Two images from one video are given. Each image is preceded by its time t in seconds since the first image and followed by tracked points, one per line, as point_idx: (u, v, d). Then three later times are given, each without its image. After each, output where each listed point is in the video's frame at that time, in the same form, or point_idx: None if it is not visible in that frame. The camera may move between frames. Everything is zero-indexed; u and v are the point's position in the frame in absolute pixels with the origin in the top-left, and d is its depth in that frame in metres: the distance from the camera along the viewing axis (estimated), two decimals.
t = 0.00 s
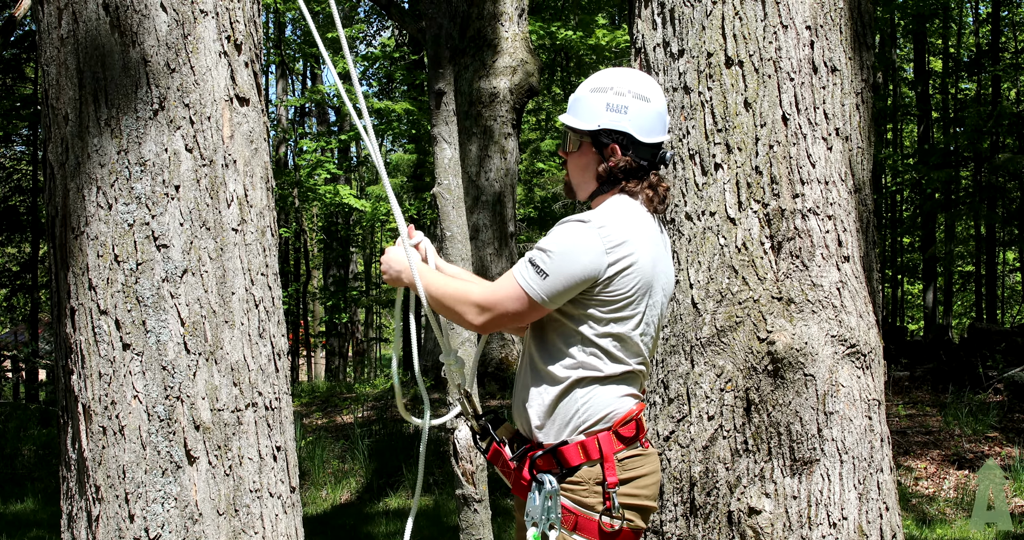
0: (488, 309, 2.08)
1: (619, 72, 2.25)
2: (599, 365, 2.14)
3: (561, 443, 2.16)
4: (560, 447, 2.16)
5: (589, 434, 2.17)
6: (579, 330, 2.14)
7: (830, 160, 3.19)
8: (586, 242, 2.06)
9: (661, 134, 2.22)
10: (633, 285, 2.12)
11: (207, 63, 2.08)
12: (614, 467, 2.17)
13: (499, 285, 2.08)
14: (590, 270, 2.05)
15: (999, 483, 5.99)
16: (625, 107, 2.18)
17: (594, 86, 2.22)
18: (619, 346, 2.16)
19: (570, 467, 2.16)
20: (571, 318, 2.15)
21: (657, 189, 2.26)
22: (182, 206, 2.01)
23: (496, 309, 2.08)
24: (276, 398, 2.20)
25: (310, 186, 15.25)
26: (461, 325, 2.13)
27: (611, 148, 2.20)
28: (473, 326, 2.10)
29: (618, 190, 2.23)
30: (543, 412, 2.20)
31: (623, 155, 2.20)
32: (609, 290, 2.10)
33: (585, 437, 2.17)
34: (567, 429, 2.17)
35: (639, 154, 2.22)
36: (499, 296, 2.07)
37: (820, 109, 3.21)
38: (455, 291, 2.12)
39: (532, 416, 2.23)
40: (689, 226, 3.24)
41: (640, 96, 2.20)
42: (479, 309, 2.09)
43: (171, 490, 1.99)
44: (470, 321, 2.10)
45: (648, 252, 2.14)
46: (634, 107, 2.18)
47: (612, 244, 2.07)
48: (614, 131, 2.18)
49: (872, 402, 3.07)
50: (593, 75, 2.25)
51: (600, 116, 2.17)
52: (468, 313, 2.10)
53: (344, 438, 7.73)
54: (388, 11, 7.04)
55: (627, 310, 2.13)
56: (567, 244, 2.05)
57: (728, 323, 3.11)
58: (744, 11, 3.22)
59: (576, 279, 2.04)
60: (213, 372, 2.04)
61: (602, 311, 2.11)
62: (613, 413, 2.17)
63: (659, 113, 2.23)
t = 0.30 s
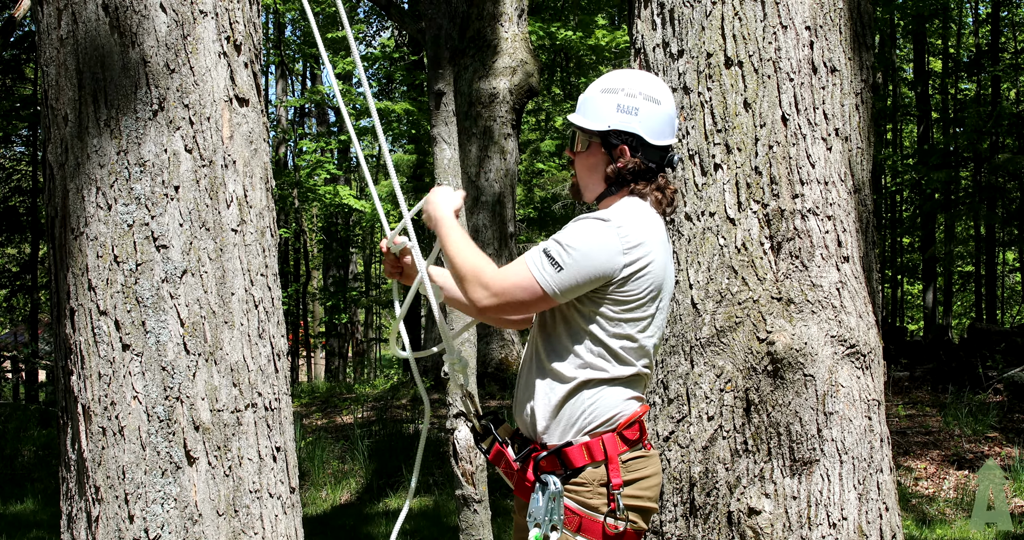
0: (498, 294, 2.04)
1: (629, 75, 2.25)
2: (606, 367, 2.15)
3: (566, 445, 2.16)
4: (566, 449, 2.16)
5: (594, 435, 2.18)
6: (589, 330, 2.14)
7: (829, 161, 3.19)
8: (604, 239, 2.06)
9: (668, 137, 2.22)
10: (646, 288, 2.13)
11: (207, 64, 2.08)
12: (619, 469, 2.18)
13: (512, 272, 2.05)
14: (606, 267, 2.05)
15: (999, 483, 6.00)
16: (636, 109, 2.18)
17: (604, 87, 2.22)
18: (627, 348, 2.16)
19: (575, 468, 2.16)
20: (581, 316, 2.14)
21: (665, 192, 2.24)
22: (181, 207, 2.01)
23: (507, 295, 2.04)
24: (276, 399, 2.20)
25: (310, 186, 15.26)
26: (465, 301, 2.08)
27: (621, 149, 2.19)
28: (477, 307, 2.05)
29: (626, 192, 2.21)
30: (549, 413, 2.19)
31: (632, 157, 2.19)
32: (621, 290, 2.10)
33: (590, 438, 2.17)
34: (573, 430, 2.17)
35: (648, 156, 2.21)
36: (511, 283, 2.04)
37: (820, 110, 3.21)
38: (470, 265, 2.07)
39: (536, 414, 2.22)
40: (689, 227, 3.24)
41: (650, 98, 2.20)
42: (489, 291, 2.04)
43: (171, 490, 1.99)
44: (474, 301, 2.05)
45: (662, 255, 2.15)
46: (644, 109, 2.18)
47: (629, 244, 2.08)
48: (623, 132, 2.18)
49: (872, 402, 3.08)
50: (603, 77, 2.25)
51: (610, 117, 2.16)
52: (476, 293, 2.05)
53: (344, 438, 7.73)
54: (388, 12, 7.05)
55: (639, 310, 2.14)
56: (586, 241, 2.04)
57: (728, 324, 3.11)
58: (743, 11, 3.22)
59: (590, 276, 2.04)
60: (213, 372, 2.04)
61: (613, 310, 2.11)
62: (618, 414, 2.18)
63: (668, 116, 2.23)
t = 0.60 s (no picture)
0: (503, 290, 2.03)
1: (632, 76, 2.25)
2: (607, 370, 2.15)
3: (565, 445, 2.17)
4: (566, 448, 2.16)
5: (593, 435, 2.18)
6: (594, 332, 2.14)
7: (829, 161, 3.19)
8: (612, 241, 2.05)
9: (674, 138, 2.22)
10: (653, 292, 2.13)
11: (207, 64, 2.08)
12: (618, 469, 2.18)
13: (518, 269, 2.05)
14: (613, 270, 2.04)
15: (999, 484, 6.00)
16: (641, 110, 2.18)
17: (609, 88, 2.22)
18: (630, 352, 2.16)
19: (574, 468, 2.16)
20: (588, 319, 2.14)
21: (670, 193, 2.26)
22: (181, 208, 2.01)
23: (512, 290, 2.03)
24: (276, 399, 2.20)
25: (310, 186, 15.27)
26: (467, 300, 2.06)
27: (626, 151, 2.19)
28: (481, 304, 2.03)
29: (632, 193, 2.22)
30: (550, 412, 2.19)
31: (637, 159, 2.19)
32: (628, 293, 2.09)
33: (590, 438, 2.17)
34: (573, 430, 2.17)
35: (654, 158, 2.22)
36: (516, 280, 2.03)
37: (820, 110, 3.21)
38: (471, 266, 2.04)
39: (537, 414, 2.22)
40: (689, 227, 3.24)
41: (655, 100, 2.20)
42: (493, 287, 2.03)
43: (171, 490, 1.99)
44: (479, 297, 2.03)
45: (670, 259, 2.14)
46: (649, 111, 2.18)
47: (638, 248, 2.07)
48: (628, 134, 2.17)
49: (872, 402, 3.07)
50: (607, 78, 2.25)
51: (616, 119, 2.16)
52: (479, 290, 2.03)
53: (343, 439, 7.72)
54: (388, 12, 7.06)
55: (646, 315, 2.14)
56: (594, 242, 2.04)
57: (727, 324, 3.11)
58: (743, 11, 3.22)
59: (597, 278, 2.03)
60: (212, 373, 2.04)
61: (620, 313, 2.11)
62: (619, 416, 2.18)
63: (673, 116, 2.23)
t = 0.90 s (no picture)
0: (504, 305, 2.06)
1: (637, 79, 2.25)
2: (611, 374, 2.15)
3: (568, 444, 2.17)
4: (570, 447, 2.16)
5: (596, 435, 2.18)
6: (597, 337, 2.14)
7: (829, 161, 3.19)
8: (610, 249, 2.05)
9: (678, 141, 2.23)
10: (654, 296, 2.13)
11: (207, 64, 2.08)
12: (621, 468, 2.18)
13: (517, 283, 2.07)
14: (612, 277, 2.05)
15: (998, 484, 6.01)
16: (648, 113, 2.18)
17: (615, 91, 2.21)
18: (632, 354, 2.17)
19: (577, 467, 2.17)
20: (589, 325, 2.14)
21: (673, 196, 2.26)
22: (181, 208, 2.01)
23: (514, 305, 2.06)
24: (276, 399, 2.20)
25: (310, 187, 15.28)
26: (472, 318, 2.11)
27: (633, 153, 2.19)
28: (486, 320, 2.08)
29: (637, 196, 2.22)
30: (552, 412, 2.19)
31: (644, 161, 2.19)
32: (629, 299, 2.10)
33: (593, 438, 2.18)
34: (575, 429, 2.18)
35: (659, 161, 2.22)
36: (517, 294, 2.06)
37: (820, 110, 3.20)
38: (471, 286, 2.09)
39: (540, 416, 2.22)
40: (689, 228, 3.24)
41: (660, 103, 2.21)
42: (494, 304, 2.07)
43: (171, 491, 1.99)
44: (484, 315, 2.08)
45: (670, 260, 2.14)
46: (656, 114, 2.19)
47: (637, 252, 2.07)
48: (636, 137, 2.17)
49: (872, 402, 3.07)
50: (612, 80, 2.25)
51: (622, 122, 2.16)
52: (482, 309, 2.08)
53: (343, 439, 7.72)
54: (388, 12, 7.06)
55: (647, 319, 2.14)
56: (591, 251, 2.04)
57: (727, 324, 3.11)
58: (743, 11, 3.22)
59: (597, 286, 2.04)
60: (212, 373, 2.04)
61: (621, 319, 2.12)
62: (621, 415, 2.18)
63: (677, 120, 2.24)
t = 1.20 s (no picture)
0: (498, 306, 2.07)
1: (633, 79, 2.26)
2: (606, 379, 2.15)
3: (557, 445, 2.17)
4: (558, 449, 2.16)
5: (586, 438, 2.18)
6: (595, 342, 2.14)
7: (829, 162, 3.18)
8: (608, 254, 2.06)
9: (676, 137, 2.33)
10: (653, 303, 2.13)
11: (207, 65, 2.08)
12: (609, 471, 2.18)
13: (513, 284, 2.08)
14: (609, 282, 2.05)
15: (999, 485, 6.00)
16: (658, 113, 2.23)
17: (625, 92, 2.21)
18: (629, 360, 2.17)
19: (565, 469, 2.16)
20: (588, 330, 2.15)
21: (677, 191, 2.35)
22: (181, 209, 2.01)
23: (508, 306, 2.07)
24: (276, 400, 2.20)
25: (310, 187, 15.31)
26: (464, 317, 2.12)
27: (649, 154, 2.22)
28: (477, 319, 2.08)
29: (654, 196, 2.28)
30: (544, 414, 2.19)
31: (659, 160, 2.24)
32: (626, 305, 2.10)
33: (582, 440, 2.17)
34: (564, 432, 2.18)
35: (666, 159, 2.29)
36: (512, 294, 2.07)
37: (819, 111, 3.20)
38: (467, 284, 2.11)
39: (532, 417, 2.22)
40: (688, 228, 3.24)
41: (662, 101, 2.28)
42: (487, 302, 2.07)
43: (171, 491, 1.99)
44: (475, 313, 2.08)
45: (668, 267, 2.14)
46: (664, 112, 2.25)
47: (634, 259, 2.07)
48: (653, 137, 2.21)
49: (872, 403, 3.07)
50: (612, 82, 2.23)
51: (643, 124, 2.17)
52: (474, 307, 2.08)
53: (342, 440, 7.72)
54: (387, 12, 7.06)
55: (644, 325, 2.14)
56: (589, 255, 2.05)
57: (727, 325, 3.11)
58: (743, 12, 3.22)
59: (594, 291, 2.04)
60: (212, 374, 2.04)
61: (619, 326, 2.12)
62: (612, 420, 2.18)
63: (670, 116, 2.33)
